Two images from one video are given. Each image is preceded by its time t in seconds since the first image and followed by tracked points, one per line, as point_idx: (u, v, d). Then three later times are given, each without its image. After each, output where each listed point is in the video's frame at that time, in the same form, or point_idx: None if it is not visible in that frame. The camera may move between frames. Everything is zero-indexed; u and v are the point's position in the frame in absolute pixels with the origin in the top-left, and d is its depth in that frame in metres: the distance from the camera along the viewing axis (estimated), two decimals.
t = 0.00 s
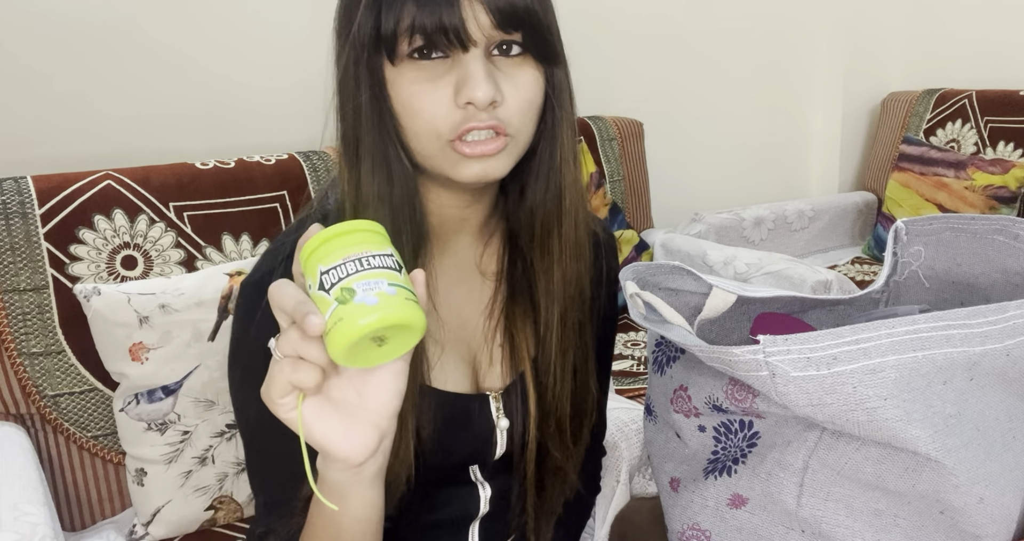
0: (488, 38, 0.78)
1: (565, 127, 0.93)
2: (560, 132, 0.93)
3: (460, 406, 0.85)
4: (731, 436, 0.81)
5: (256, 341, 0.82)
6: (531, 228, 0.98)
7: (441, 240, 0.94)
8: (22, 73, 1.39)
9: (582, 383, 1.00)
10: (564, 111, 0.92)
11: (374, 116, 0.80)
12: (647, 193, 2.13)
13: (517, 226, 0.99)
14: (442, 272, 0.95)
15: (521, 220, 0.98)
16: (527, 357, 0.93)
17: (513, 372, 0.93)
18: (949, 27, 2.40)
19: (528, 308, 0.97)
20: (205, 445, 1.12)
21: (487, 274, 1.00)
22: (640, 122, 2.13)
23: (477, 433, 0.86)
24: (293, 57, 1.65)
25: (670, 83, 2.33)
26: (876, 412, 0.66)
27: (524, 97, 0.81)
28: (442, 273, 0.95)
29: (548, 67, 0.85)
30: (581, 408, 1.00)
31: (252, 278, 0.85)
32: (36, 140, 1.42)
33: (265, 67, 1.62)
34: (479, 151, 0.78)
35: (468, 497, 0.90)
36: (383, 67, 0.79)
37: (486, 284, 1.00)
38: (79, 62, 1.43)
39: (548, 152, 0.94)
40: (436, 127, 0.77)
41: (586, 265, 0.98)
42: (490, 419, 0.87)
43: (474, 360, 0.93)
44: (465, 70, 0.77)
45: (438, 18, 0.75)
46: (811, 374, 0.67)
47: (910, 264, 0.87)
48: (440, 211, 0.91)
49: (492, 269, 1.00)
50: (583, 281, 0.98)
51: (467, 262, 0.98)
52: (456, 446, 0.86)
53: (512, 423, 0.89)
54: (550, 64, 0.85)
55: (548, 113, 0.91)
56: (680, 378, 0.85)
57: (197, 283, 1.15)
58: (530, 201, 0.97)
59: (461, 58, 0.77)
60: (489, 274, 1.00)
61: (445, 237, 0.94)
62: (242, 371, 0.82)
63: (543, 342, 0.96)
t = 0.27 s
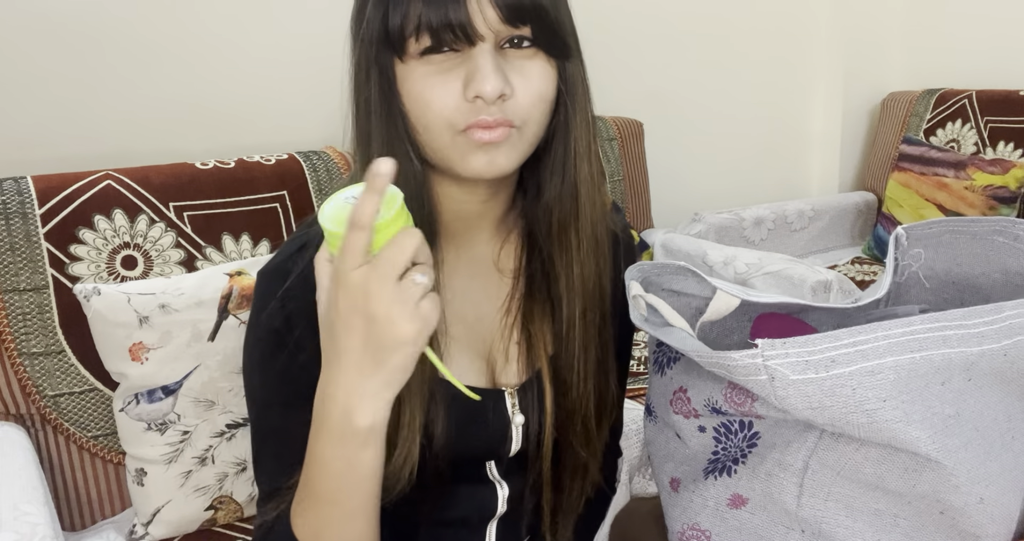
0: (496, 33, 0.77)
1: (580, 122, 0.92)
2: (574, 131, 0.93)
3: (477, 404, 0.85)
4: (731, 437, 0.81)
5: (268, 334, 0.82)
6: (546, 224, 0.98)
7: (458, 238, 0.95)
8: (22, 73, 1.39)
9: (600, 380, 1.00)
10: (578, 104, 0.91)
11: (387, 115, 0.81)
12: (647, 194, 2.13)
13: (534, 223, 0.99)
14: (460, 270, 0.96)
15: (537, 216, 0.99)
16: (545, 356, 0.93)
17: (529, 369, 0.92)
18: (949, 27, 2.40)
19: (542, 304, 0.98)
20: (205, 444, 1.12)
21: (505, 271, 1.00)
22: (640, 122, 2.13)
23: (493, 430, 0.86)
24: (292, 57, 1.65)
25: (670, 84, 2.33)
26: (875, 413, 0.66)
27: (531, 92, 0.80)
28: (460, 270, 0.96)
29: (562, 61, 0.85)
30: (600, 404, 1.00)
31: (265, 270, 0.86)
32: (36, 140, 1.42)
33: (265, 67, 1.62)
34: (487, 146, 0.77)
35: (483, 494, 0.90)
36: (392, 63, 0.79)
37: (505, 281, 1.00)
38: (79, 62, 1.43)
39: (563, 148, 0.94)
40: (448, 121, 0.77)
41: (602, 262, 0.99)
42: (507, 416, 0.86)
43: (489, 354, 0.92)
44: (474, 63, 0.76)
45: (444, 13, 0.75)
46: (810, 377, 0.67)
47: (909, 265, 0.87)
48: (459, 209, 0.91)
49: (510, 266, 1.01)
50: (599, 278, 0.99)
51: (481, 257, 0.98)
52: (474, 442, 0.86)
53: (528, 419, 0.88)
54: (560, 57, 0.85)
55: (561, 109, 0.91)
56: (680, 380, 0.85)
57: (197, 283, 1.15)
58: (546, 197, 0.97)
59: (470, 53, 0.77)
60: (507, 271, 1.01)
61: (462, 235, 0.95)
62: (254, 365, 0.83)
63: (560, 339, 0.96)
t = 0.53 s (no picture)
0: (514, 34, 0.78)
1: (593, 124, 0.92)
2: (587, 135, 0.92)
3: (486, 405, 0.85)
4: (730, 436, 0.81)
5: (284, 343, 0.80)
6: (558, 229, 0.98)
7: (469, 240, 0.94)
8: (22, 73, 1.39)
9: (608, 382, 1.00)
10: (591, 108, 0.91)
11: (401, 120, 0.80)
12: (647, 193, 2.13)
13: (543, 225, 0.99)
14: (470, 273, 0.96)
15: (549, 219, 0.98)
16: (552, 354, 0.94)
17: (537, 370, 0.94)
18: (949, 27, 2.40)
19: (551, 308, 0.98)
20: (206, 444, 1.12)
21: (511, 272, 1.01)
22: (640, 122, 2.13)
23: (504, 430, 0.86)
24: (292, 57, 1.65)
25: (670, 84, 2.33)
26: (876, 412, 0.66)
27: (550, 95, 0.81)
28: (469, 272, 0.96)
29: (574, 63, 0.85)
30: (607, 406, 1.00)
31: (277, 274, 0.83)
32: (37, 140, 1.43)
33: (265, 67, 1.62)
34: (501, 148, 0.77)
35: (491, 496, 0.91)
36: (408, 59, 0.78)
37: (511, 282, 1.01)
38: (79, 62, 1.43)
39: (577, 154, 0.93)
40: (461, 123, 0.76)
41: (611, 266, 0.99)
42: (517, 417, 0.87)
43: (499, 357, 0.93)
44: (492, 63, 0.77)
45: (466, 13, 0.75)
46: (811, 374, 0.67)
47: (910, 265, 0.87)
48: (470, 211, 0.90)
49: (516, 267, 1.02)
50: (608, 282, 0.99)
51: (489, 260, 0.98)
52: (483, 444, 0.86)
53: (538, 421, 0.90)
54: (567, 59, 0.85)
55: (575, 114, 0.91)
56: (681, 378, 0.85)
57: (197, 282, 1.15)
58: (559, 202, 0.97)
59: (487, 53, 0.77)
60: (513, 272, 1.01)
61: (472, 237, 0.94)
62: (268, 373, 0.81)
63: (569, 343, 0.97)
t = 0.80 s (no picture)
0: (522, 39, 0.76)
1: (592, 129, 0.93)
2: (584, 138, 0.92)
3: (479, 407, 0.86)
4: (731, 436, 0.81)
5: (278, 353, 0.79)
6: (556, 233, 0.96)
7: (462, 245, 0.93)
8: (22, 73, 1.39)
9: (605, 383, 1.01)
10: (589, 114, 0.91)
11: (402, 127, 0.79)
12: (648, 193, 2.13)
13: (539, 228, 0.97)
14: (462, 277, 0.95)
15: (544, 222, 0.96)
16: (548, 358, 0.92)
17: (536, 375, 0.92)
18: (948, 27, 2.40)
19: (551, 314, 0.95)
20: (206, 444, 1.12)
21: (506, 275, 0.98)
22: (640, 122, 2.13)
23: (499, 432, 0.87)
24: (292, 58, 1.65)
25: (670, 84, 2.33)
26: (876, 412, 0.66)
27: (554, 100, 0.81)
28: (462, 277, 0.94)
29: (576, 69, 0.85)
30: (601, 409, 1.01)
31: (269, 282, 0.82)
32: (37, 140, 1.43)
33: (264, 67, 1.62)
34: (509, 154, 0.78)
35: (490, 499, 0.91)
36: (412, 62, 0.77)
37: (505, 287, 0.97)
38: (79, 61, 1.43)
39: (573, 157, 0.93)
40: (467, 128, 0.76)
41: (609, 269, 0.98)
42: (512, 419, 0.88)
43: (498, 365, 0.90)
44: (499, 68, 0.76)
45: (474, 16, 0.73)
46: (811, 374, 0.67)
47: (909, 266, 0.87)
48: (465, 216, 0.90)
49: (510, 270, 0.98)
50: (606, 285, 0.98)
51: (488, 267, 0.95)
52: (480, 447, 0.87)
53: (535, 426, 0.92)
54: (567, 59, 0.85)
55: (574, 118, 0.91)
56: (680, 378, 0.85)
57: (197, 282, 1.15)
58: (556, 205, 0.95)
59: (495, 58, 0.76)
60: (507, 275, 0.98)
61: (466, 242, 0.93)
62: (262, 383, 0.80)
63: (566, 346, 0.96)
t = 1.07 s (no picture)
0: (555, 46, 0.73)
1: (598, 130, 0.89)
2: (585, 135, 0.88)
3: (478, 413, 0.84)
4: (731, 436, 0.80)
5: (295, 373, 0.73)
6: (546, 233, 0.95)
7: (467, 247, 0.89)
8: (23, 73, 1.39)
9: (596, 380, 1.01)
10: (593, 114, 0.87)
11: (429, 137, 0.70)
12: (647, 193, 2.13)
13: (531, 227, 0.95)
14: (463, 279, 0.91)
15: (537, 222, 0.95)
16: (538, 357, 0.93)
17: (526, 372, 0.93)
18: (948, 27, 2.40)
19: (539, 313, 0.96)
20: (206, 444, 1.12)
21: (496, 272, 0.97)
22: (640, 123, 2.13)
23: (496, 439, 0.86)
24: (293, 58, 1.65)
25: (670, 84, 2.33)
26: (876, 412, 0.66)
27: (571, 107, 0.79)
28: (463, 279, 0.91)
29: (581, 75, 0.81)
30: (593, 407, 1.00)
31: (271, 299, 0.73)
32: (37, 140, 1.43)
33: (264, 68, 1.62)
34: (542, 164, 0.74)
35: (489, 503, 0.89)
36: (450, 67, 0.69)
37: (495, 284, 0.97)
38: (80, 61, 1.43)
39: (572, 157, 0.89)
40: (504, 138, 0.71)
41: (601, 266, 0.99)
42: (511, 425, 0.86)
43: (488, 365, 0.92)
44: (536, 76, 0.71)
45: (521, 23, 0.68)
46: (811, 374, 0.67)
47: (909, 265, 0.87)
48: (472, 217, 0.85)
49: (499, 267, 0.97)
50: (598, 283, 0.99)
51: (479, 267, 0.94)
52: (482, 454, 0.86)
53: (531, 425, 0.90)
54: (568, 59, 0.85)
55: (578, 120, 0.87)
56: (681, 378, 0.85)
57: (197, 283, 1.15)
58: (546, 204, 0.93)
59: (532, 65, 0.71)
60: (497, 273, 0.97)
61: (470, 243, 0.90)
62: (279, 404, 0.74)
63: (555, 344, 0.96)
